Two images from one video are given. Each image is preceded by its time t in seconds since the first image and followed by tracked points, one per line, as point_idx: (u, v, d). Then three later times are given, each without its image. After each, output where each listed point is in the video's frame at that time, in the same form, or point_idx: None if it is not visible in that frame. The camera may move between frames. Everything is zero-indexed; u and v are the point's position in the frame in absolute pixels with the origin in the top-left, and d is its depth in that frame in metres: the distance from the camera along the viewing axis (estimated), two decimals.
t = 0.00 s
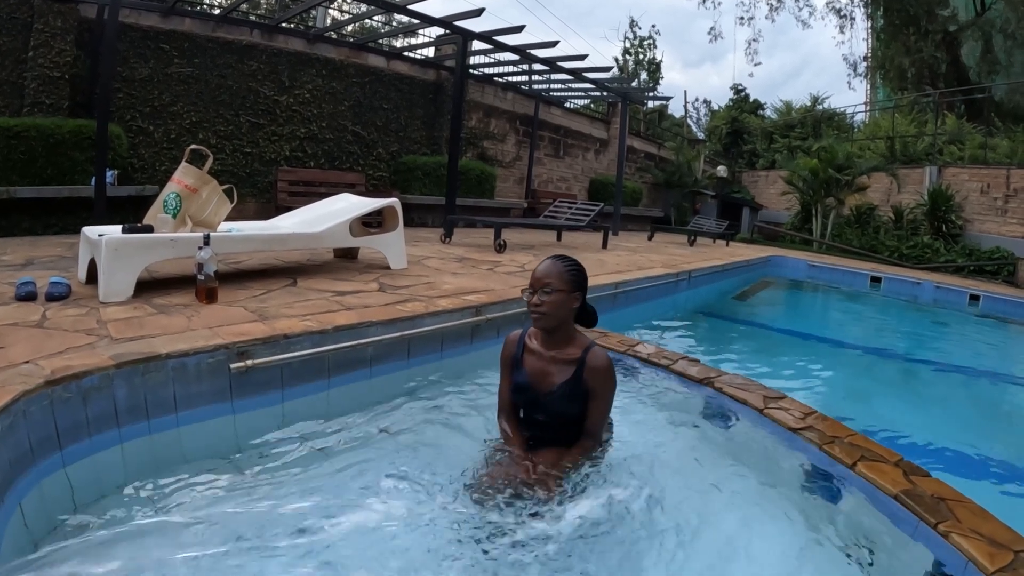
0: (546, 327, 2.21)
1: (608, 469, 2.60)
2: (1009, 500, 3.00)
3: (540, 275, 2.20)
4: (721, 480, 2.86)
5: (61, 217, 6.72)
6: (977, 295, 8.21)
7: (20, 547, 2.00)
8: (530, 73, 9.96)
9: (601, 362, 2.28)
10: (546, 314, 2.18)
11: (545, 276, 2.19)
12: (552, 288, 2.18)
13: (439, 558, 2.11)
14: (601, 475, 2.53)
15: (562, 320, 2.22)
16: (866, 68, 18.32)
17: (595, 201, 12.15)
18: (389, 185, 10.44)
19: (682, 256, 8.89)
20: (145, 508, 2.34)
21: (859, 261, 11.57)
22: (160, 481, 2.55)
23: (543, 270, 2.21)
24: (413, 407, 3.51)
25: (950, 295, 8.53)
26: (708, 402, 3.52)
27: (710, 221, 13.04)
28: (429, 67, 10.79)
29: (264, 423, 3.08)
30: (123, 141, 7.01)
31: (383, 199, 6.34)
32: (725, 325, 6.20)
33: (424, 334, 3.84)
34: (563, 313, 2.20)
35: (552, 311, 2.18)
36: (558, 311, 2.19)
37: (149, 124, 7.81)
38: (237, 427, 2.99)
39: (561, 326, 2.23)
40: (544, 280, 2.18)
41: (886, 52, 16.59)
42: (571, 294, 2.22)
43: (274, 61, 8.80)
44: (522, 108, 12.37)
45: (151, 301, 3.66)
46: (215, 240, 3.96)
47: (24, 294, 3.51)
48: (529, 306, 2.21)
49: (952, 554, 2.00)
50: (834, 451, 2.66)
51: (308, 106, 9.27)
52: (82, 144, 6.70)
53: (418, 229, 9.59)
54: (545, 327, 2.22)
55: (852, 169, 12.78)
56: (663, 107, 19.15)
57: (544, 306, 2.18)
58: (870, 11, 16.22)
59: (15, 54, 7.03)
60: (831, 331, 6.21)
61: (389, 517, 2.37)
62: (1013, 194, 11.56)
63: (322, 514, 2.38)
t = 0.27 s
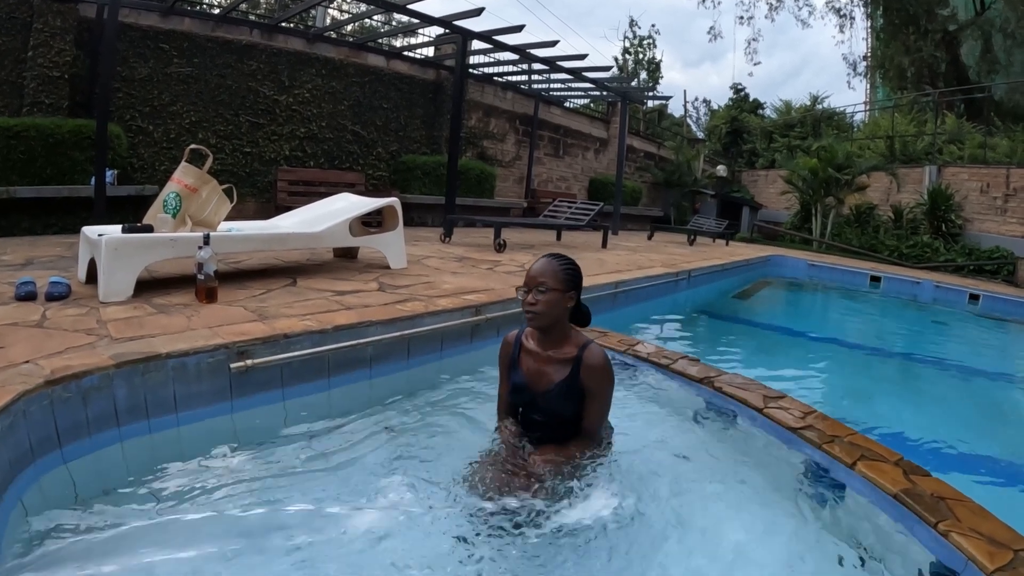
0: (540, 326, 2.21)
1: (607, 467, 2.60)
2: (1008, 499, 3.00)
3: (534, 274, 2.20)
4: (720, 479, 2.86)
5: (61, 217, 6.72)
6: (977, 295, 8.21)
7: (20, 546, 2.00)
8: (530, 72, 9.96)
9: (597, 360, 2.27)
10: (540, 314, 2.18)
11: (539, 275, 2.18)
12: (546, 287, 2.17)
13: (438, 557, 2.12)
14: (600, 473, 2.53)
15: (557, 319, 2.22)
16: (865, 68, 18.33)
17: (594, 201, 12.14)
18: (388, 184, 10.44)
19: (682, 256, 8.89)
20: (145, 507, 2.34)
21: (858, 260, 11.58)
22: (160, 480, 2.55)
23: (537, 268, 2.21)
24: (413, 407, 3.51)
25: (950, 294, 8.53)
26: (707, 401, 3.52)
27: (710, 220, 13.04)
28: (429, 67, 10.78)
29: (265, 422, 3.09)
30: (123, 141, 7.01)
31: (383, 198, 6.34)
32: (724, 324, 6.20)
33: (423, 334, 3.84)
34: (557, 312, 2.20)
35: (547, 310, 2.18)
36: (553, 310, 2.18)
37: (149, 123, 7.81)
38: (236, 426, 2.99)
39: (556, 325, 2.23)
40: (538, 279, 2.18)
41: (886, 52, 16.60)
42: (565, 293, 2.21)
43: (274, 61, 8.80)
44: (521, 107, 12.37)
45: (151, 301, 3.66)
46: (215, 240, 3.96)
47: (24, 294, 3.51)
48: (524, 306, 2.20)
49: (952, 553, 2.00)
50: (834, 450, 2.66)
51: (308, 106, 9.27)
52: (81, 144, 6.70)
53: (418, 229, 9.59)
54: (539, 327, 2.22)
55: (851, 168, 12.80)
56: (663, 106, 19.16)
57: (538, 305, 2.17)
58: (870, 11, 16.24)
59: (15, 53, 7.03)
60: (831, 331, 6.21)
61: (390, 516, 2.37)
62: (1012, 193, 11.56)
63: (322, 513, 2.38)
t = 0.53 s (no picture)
0: (542, 326, 2.21)
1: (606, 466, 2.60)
2: (1008, 499, 3.00)
3: (537, 272, 2.20)
4: (719, 478, 2.87)
5: (60, 216, 6.71)
6: (977, 295, 8.20)
7: (19, 545, 2.01)
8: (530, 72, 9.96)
9: (598, 360, 2.27)
10: (543, 312, 2.18)
11: (542, 274, 2.19)
12: (550, 286, 2.18)
13: (438, 557, 2.11)
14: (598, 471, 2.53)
15: (559, 318, 2.22)
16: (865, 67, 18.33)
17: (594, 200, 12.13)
18: (388, 184, 10.44)
19: (681, 255, 8.88)
20: (144, 505, 2.34)
21: (858, 261, 11.59)
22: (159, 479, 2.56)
23: (540, 267, 2.21)
24: (412, 406, 3.51)
25: (949, 294, 8.53)
26: (707, 401, 3.52)
27: (709, 220, 13.03)
28: (428, 67, 10.78)
29: (264, 422, 3.08)
30: (123, 141, 7.01)
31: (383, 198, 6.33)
32: (724, 324, 6.20)
33: (423, 333, 3.84)
34: (560, 312, 2.20)
35: (551, 309, 2.17)
36: (556, 309, 2.18)
37: (148, 123, 7.80)
38: (236, 425, 2.99)
39: (558, 324, 2.23)
40: (541, 279, 2.18)
41: (885, 52, 16.61)
42: (568, 292, 2.21)
43: (273, 61, 8.80)
44: (521, 107, 12.37)
45: (150, 301, 3.66)
46: (215, 240, 3.96)
47: (23, 294, 3.51)
48: (527, 304, 2.20)
49: (951, 552, 2.00)
50: (833, 449, 2.66)
51: (307, 105, 9.27)
52: (81, 144, 6.70)
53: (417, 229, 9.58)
54: (541, 326, 2.22)
55: (851, 168, 12.81)
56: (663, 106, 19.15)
57: (541, 303, 2.17)
58: (870, 11, 16.24)
59: (14, 53, 7.02)
60: (830, 330, 6.21)
61: (389, 516, 2.37)
62: (1011, 193, 11.56)
63: (321, 512, 2.38)
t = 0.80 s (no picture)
0: (543, 324, 2.21)
1: (604, 466, 2.61)
2: (1007, 499, 3.00)
3: (538, 271, 2.19)
4: (718, 478, 2.87)
5: (60, 217, 6.71)
6: (976, 294, 8.20)
7: (20, 546, 2.01)
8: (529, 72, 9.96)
9: (599, 359, 2.27)
10: (545, 311, 2.17)
11: (544, 273, 2.18)
12: (551, 285, 2.17)
13: (437, 557, 2.11)
14: (596, 472, 2.53)
15: (560, 317, 2.21)
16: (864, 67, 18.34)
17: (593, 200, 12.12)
18: (387, 184, 10.44)
19: (680, 255, 8.88)
20: (144, 507, 2.34)
21: (857, 260, 11.59)
22: (159, 481, 2.55)
23: (541, 266, 2.21)
24: (411, 406, 3.51)
25: (948, 294, 8.53)
26: (705, 401, 3.52)
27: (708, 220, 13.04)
28: (427, 67, 10.78)
29: (263, 422, 3.08)
30: (122, 141, 7.01)
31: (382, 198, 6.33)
32: (723, 324, 6.19)
33: (422, 333, 3.84)
34: (561, 311, 2.20)
35: (552, 309, 2.17)
36: (557, 308, 2.18)
37: (147, 123, 7.80)
38: (235, 426, 2.99)
39: (559, 323, 2.23)
40: (543, 278, 2.17)
41: (884, 51, 16.63)
42: (569, 291, 2.22)
43: (272, 61, 8.79)
44: (520, 107, 12.37)
45: (149, 301, 3.66)
46: (214, 240, 3.96)
47: (22, 295, 3.50)
48: (528, 304, 2.20)
49: (950, 552, 2.00)
50: (832, 449, 2.66)
51: (306, 106, 9.27)
52: (80, 144, 6.70)
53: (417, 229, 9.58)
54: (542, 325, 2.21)
55: (850, 168, 12.80)
56: (661, 106, 19.15)
57: (543, 302, 2.17)
58: (869, 11, 16.25)
59: (14, 53, 7.02)
60: (829, 330, 6.21)
61: (389, 516, 2.37)
62: (1010, 193, 11.57)
63: (321, 513, 2.38)
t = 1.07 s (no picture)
0: (547, 321, 2.21)
1: (604, 467, 2.61)
2: (1007, 499, 3.00)
3: (544, 269, 2.19)
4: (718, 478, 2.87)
5: (59, 217, 6.71)
6: (975, 294, 8.20)
7: (20, 546, 2.01)
8: (529, 72, 9.97)
9: (601, 355, 2.27)
10: (549, 308, 2.17)
11: (549, 270, 2.18)
12: (557, 282, 2.17)
13: (437, 558, 2.11)
14: (596, 473, 2.53)
15: (564, 314, 2.21)
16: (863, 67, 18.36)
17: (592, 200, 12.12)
18: (387, 184, 10.45)
19: (680, 255, 8.89)
20: (144, 508, 2.34)
21: (856, 260, 11.60)
22: (159, 481, 2.55)
23: (547, 264, 2.21)
24: (411, 407, 3.51)
25: (948, 294, 8.53)
26: (705, 401, 3.51)
27: (707, 219, 13.04)
28: (427, 67, 10.79)
29: (263, 423, 3.08)
30: (121, 142, 7.01)
31: (382, 198, 6.33)
32: (723, 324, 6.19)
33: (421, 334, 3.84)
34: (565, 308, 2.20)
35: (556, 307, 2.17)
36: (562, 305, 2.18)
37: (147, 124, 7.80)
38: (235, 427, 2.99)
39: (562, 321, 2.23)
40: (549, 275, 2.17)
41: (884, 51, 16.64)
42: (574, 288, 2.22)
43: (272, 61, 8.79)
44: (520, 107, 12.37)
45: (149, 302, 3.66)
46: (213, 240, 3.96)
47: (21, 295, 3.50)
48: (533, 300, 2.20)
49: (949, 552, 2.01)
50: (832, 449, 2.66)
51: (306, 106, 9.27)
52: (80, 145, 6.70)
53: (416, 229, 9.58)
54: (546, 322, 2.22)
55: (850, 168, 12.79)
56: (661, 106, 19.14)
57: (548, 299, 2.17)
58: (868, 10, 16.24)
59: (13, 54, 7.02)
60: (829, 330, 6.22)
61: (390, 517, 2.37)
62: (1010, 193, 11.58)
63: (321, 513, 2.38)
